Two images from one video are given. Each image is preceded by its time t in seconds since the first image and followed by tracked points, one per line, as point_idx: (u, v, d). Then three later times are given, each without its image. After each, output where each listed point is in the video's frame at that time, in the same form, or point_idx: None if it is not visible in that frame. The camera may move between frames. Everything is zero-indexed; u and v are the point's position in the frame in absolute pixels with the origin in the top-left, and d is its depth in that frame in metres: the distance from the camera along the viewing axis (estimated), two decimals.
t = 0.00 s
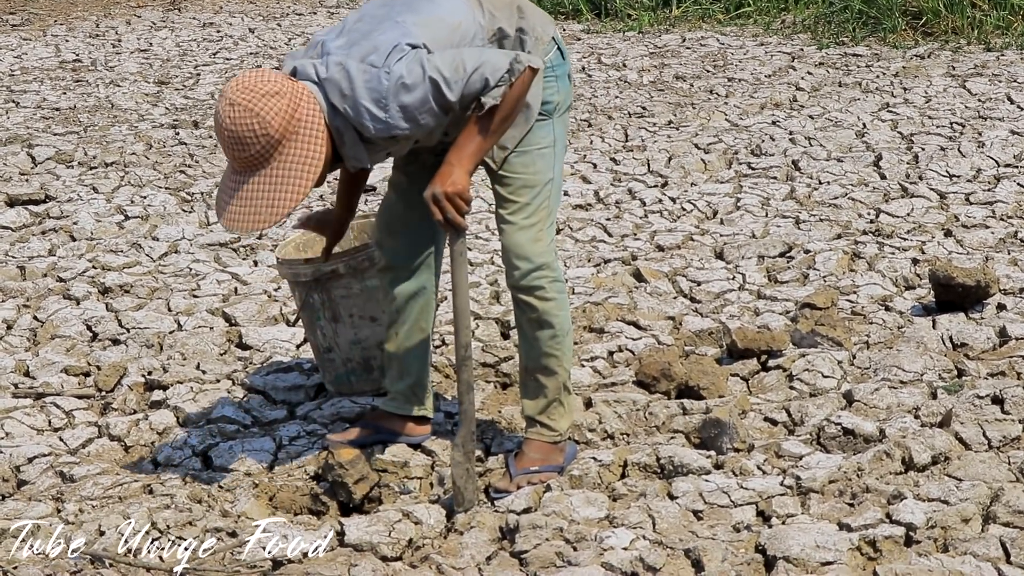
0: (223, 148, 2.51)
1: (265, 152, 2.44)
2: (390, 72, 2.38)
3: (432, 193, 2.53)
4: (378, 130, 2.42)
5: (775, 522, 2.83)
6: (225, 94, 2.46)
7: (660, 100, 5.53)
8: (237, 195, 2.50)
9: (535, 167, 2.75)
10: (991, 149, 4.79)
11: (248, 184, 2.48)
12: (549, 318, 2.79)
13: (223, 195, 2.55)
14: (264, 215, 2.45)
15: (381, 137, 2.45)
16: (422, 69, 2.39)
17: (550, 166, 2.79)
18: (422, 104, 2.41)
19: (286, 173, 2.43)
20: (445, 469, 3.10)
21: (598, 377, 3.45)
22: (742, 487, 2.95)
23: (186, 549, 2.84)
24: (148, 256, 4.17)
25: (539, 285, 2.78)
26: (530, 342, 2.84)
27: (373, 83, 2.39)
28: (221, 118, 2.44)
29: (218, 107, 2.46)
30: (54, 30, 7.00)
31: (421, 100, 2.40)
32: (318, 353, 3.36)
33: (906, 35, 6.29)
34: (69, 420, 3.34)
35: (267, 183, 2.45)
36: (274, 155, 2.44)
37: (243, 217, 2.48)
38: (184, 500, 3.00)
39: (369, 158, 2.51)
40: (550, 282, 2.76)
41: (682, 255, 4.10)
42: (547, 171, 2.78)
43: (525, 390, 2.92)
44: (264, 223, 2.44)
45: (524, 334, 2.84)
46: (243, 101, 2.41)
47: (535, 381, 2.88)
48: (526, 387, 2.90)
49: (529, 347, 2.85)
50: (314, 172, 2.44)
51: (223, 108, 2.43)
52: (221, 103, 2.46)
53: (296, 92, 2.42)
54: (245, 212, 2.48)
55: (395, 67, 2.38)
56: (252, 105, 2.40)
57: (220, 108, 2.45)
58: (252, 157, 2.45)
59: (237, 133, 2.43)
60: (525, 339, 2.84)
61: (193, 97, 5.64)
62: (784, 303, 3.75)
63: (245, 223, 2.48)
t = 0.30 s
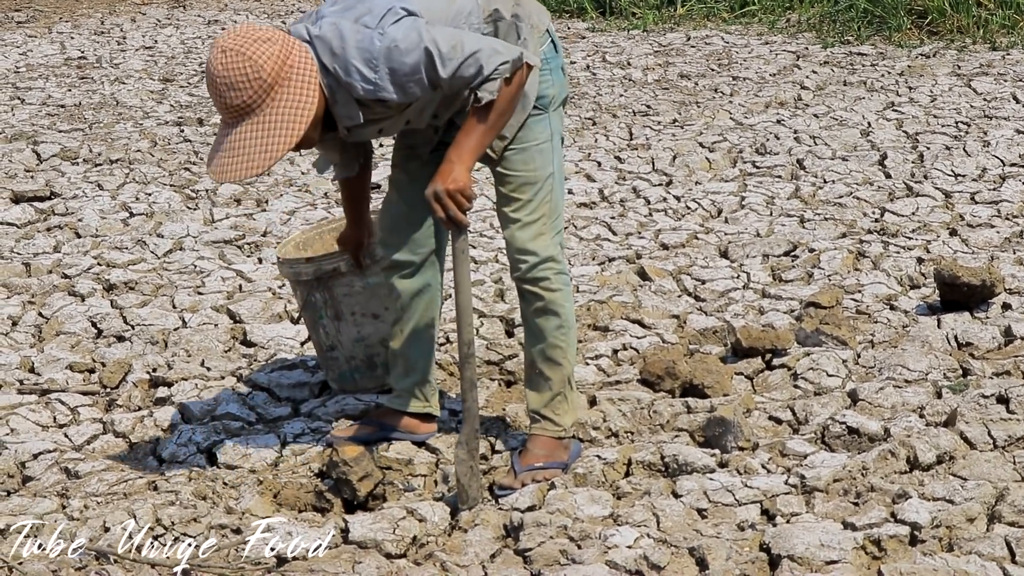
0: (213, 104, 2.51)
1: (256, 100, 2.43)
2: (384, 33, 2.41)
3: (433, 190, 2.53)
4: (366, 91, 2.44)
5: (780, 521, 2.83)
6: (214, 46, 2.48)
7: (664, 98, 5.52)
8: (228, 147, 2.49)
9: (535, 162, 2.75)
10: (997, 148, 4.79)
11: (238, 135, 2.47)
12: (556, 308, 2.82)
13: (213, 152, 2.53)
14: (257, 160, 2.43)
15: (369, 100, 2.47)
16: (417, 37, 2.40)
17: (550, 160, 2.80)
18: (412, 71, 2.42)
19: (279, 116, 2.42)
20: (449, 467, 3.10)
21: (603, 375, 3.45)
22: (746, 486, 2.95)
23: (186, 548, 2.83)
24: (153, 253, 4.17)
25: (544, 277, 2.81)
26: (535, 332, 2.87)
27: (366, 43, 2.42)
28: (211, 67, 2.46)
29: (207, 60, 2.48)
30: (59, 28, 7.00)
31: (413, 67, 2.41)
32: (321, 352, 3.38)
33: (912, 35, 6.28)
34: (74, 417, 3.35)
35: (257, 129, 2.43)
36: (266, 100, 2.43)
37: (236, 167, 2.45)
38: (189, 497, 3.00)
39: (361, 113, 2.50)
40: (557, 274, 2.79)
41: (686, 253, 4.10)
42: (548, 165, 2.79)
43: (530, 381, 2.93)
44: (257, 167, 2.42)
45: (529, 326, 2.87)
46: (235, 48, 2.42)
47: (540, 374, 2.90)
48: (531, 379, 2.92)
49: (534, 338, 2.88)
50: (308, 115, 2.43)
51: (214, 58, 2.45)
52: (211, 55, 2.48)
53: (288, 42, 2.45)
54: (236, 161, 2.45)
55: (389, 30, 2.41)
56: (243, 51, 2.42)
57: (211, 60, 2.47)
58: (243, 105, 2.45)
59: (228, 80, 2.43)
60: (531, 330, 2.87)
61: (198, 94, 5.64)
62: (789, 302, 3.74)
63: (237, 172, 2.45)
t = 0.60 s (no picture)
0: (213, 58, 2.52)
1: (260, 55, 2.45)
2: (391, 5, 2.43)
3: (440, 191, 2.53)
4: (366, 60, 2.46)
5: (787, 522, 2.83)
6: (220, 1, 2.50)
7: (671, 99, 5.52)
8: (227, 101, 2.49)
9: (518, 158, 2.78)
10: (1004, 149, 4.79)
11: (240, 90, 2.48)
12: (547, 302, 2.84)
13: (210, 106, 2.53)
14: (258, 115, 2.44)
15: (365, 69, 2.49)
16: (422, 14, 2.43)
17: (535, 156, 2.82)
18: (413, 46, 2.43)
19: (284, 72, 2.44)
20: (456, 467, 3.11)
21: (609, 376, 3.45)
22: (753, 486, 2.95)
23: (186, 548, 2.83)
24: (161, 253, 4.17)
25: (535, 272, 2.83)
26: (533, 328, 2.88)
27: (372, 12, 2.44)
28: (217, 20, 2.48)
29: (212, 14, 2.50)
30: (67, 28, 7.00)
31: (414, 43, 2.43)
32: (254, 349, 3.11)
33: (919, 35, 6.28)
34: (82, 416, 3.35)
35: (262, 83, 2.45)
36: (270, 56, 2.45)
37: (236, 121, 2.46)
38: (196, 496, 3.01)
39: (360, 80, 2.51)
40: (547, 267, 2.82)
41: (693, 254, 4.10)
42: (532, 161, 2.82)
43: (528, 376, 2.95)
44: (259, 121, 2.43)
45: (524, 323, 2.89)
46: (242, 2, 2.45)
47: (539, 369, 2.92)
48: (530, 374, 2.94)
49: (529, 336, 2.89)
50: (312, 74, 2.45)
51: (219, 12, 2.47)
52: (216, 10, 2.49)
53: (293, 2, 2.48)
54: (238, 114, 2.46)
55: (397, 3, 2.43)
56: (249, 5, 2.45)
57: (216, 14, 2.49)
58: (246, 59, 2.46)
59: (233, 34, 2.46)
60: (526, 328, 2.89)
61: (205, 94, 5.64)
62: (796, 303, 3.74)
63: (237, 126, 2.46)
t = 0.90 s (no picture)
0: (242, 31, 2.51)
1: (293, 30, 2.45)
2: None
3: (461, 191, 2.51)
4: (390, 42, 2.47)
5: (799, 522, 2.83)
6: None
7: (683, 99, 5.52)
8: (256, 76, 2.49)
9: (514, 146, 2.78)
10: (1017, 150, 4.78)
11: (270, 66, 2.48)
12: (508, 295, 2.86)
13: (238, 79, 2.52)
14: (292, 91, 2.44)
15: (385, 53, 2.50)
16: (450, 4, 2.46)
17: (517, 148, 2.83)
18: (439, 33, 2.46)
19: (318, 48, 2.44)
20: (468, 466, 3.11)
21: (621, 376, 3.46)
22: (765, 487, 2.95)
23: (187, 548, 2.84)
24: (173, 251, 4.16)
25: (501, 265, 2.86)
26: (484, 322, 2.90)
27: None
28: None
29: None
30: (79, 27, 7.01)
31: (440, 31, 2.46)
32: (204, 395, 2.93)
33: (931, 36, 6.28)
34: (94, 414, 3.36)
35: (296, 60, 2.45)
36: (303, 32, 2.46)
37: (269, 96, 2.46)
38: (208, 494, 3.01)
39: (386, 61, 2.51)
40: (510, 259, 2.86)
41: (705, 254, 4.10)
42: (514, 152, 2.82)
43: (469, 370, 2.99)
44: (293, 97, 2.43)
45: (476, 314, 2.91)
46: None
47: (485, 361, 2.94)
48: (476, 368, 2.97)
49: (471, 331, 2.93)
50: (346, 50, 2.45)
51: None
52: None
53: None
54: (270, 89, 2.46)
55: None
56: None
57: None
58: (278, 33, 2.46)
59: (265, 9, 2.45)
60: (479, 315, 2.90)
61: (217, 93, 5.65)
62: (808, 303, 3.74)
63: (269, 101, 2.46)
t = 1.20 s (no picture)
0: (262, 32, 2.51)
1: (315, 32, 2.45)
2: None
3: (495, 191, 2.51)
4: (414, 48, 2.47)
5: (812, 520, 2.83)
6: None
7: (696, 97, 5.52)
8: (277, 77, 2.49)
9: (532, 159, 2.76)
10: None
11: (291, 67, 2.47)
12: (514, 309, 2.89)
13: (258, 80, 2.52)
14: (314, 93, 2.44)
15: (407, 57, 2.50)
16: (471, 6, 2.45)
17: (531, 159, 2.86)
18: (461, 39, 2.45)
19: (338, 49, 2.44)
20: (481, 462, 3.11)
21: (634, 373, 3.46)
22: (778, 484, 2.95)
23: (185, 549, 2.83)
24: (186, 248, 4.17)
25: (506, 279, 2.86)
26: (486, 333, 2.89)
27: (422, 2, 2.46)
28: None
29: None
30: (93, 23, 7.03)
31: (462, 36, 2.45)
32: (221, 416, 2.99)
33: (946, 34, 6.28)
34: (108, 409, 3.36)
35: (316, 62, 2.45)
36: (324, 34, 2.45)
37: (290, 98, 2.46)
38: (221, 490, 3.02)
39: (404, 65, 2.52)
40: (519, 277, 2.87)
41: (718, 252, 4.10)
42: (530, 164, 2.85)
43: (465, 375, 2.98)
44: (315, 100, 2.43)
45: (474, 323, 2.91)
46: None
47: (482, 374, 2.94)
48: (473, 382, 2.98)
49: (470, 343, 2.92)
50: (367, 52, 2.45)
51: None
52: None
53: None
54: (290, 91, 2.46)
55: None
56: None
57: None
58: (299, 34, 2.46)
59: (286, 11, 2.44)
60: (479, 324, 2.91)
61: (231, 90, 5.66)
62: (821, 301, 3.74)
63: (290, 104, 2.46)
